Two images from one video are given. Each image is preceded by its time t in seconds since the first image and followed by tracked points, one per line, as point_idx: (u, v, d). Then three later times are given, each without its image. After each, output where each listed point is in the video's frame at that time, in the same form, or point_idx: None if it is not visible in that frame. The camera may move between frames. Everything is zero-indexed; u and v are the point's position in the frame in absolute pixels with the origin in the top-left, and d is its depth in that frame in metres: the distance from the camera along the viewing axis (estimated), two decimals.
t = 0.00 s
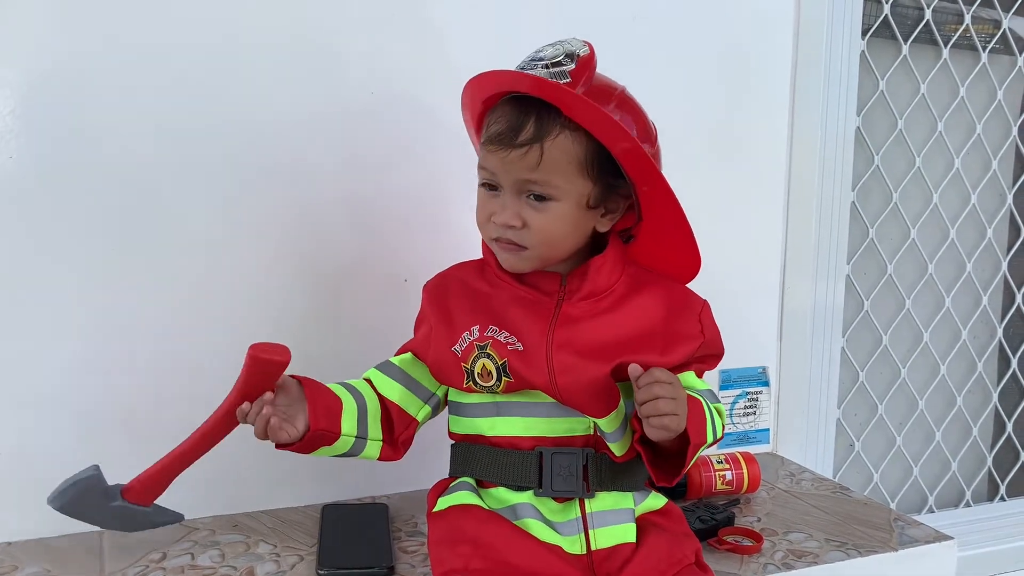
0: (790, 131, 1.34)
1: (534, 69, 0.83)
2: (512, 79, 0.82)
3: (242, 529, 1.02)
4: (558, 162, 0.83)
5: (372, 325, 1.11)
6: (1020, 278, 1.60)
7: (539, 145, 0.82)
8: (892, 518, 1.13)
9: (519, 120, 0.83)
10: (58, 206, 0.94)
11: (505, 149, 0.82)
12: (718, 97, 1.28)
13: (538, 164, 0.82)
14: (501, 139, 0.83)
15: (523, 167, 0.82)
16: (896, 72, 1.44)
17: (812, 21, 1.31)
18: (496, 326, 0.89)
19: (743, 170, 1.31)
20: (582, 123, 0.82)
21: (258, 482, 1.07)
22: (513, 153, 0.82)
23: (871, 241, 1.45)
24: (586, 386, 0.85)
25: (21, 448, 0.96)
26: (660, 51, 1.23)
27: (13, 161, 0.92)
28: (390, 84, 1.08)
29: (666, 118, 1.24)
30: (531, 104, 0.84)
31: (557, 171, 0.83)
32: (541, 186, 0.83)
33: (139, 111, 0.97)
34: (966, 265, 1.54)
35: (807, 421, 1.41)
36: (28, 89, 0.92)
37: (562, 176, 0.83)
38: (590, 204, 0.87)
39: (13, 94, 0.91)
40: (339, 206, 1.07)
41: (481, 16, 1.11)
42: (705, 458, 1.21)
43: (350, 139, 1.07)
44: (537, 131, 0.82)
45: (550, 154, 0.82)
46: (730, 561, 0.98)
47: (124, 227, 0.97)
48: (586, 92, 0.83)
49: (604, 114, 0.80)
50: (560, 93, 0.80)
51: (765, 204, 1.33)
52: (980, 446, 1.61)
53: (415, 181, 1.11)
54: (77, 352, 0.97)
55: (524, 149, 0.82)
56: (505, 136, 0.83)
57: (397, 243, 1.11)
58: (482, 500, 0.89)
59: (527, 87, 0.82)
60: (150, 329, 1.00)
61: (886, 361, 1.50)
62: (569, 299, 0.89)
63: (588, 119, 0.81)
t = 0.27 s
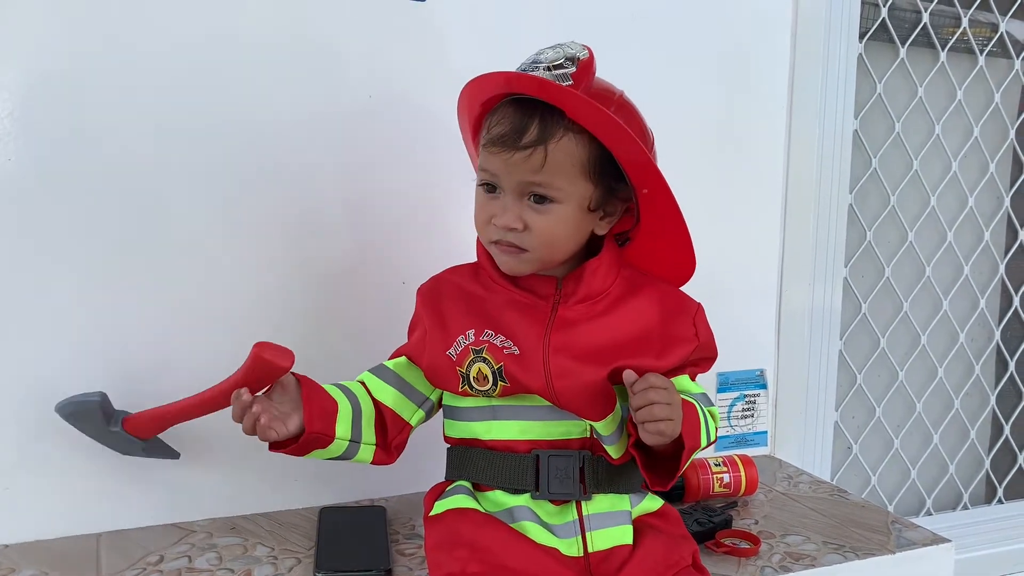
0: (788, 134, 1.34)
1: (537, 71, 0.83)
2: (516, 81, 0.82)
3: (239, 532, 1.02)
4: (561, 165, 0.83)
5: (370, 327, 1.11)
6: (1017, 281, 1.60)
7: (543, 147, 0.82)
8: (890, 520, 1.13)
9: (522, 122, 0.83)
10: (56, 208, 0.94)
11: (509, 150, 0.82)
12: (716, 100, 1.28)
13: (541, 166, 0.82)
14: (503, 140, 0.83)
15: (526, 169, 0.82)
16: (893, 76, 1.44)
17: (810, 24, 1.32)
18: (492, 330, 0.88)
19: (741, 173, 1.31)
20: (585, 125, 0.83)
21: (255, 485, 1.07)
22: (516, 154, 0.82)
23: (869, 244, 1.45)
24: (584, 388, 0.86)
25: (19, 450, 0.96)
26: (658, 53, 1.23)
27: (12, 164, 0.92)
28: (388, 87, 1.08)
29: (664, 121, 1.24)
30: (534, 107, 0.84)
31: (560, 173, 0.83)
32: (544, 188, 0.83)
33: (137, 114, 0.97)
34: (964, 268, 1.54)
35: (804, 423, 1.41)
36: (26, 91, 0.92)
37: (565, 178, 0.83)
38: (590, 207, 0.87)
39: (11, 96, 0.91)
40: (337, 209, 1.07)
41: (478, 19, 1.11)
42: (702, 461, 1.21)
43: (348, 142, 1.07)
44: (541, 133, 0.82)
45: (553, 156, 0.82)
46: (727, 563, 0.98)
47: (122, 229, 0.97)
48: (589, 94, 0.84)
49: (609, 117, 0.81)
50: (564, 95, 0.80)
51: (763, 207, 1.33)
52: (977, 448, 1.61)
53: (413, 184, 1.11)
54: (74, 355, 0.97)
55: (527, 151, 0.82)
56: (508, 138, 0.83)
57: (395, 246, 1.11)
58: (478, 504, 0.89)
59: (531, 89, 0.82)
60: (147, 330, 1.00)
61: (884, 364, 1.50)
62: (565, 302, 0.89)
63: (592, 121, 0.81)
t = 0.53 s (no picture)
0: (786, 137, 1.34)
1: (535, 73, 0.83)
2: (514, 84, 0.82)
3: (237, 534, 1.02)
4: (561, 167, 0.83)
5: (369, 330, 1.11)
6: (1016, 284, 1.60)
7: (542, 149, 0.82)
8: (888, 523, 1.14)
9: (522, 125, 0.83)
10: (55, 211, 0.95)
11: (508, 153, 0.82)
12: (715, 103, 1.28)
13: (541, 168, 0.82)
14: (503, 143, 0.83)
15: (527, 171, 0.82)
16: (892, 79, 1.44)
17: (808, 27, 1.32)
18: (490, 334, 0.88)
19: (740, 176, 1.31)
20: (585, 128, 0.83)
21: (254, 487, 1.07)
22: (516, 157, 0.82)
23: (867, 246, 1.46)
24: (583, 393, 0.86)
25: (17, 453, 0.96)
26: (657, 56, 1.23)
27: (11, 167, 0.92)
28: (387, 90, 1.08)
29: (663, 124, 1.25)
30: (533, 109, 0.84)
31: (560, 175, 0.83)
32: (545, 190, 0.83)
33: (136, 117, 0.97)
34: (962, 270, 1.54)
35: (803, 426, 1.41)
36: (25, 94, 0.92)
37: (564, 180, 0.83)
38: (589, 209, 0.87)
39: (10, 99, 0.92)
40: (335, 212, 1.07)
41: (477, 22, 1.11)
42: (701, 464, 1.21)
43: (346, 145, 1.07)
44: (540, 135, 0.82)
45: (553, 158, 0.83)
46: (726, 566, 0.98)
47: (121, 232, 0.98)
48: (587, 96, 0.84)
49: (609, 120, 0.81)
50: (564, 97, 0.80)
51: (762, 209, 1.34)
52: (976, 451, 1.61)
53: (412, 187, 1.11)
54: (73, 357, 0.97)
55: (527, 153, 0.82)
56: (508, 141, 0.83)
57: (393, 249, 1.11)
58: (477, 506, 0.89)
59: (530, 92, 0.82)
60: (146, 333, 1.00)
61: (882, 366, 1.51)
62: (564, 305, 0.89)
63: (592, 123, 0.82)
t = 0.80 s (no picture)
0: (786, 139, 1.35)
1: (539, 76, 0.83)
2: (519, 86, 0.82)
3: (238, 536, 1.02)
4: (565, 170, 0.83)
5: (370, 332, 1.11)
6: (1015, 285, 1.60)
7: (547, 152, 0.82)
8: (888, 524, 1.14)
9: (526, 127, 0.83)
10: (55, 212, 0.95)
11: (513, 156, 0.82)
12: (715, 104, 1.28)
13: (546, 171, 0.82)
14: (507, 145, 0.83)
15: (531, 174, 0.82)
16: (891, 81, 1.45)
17: (808, 29, 1.32)
18: (491, 338, 0.88)
19: (740, 177, 1.31)
20: (589, 130, 0.83)
21: (254, 489, 1.07)
22: (521, 160, 0.82)
23: (867, 248, 1.46)
24: (584, 397, 0.86)
25: (18, 454, 0.96)
26: (657, 58, 1.23)
27: (12, 168, 0.93)
28: (387, 92, 1.08)
29: (663, 125, 1.25)
30: (537, 112, 0.84)
31: (565, 178, 0.83)
32: (549, 193, 0.83)
33: (137, 118, 0.97)
34: (962, 272, 1.54)
35: (803, 428, 1.41)
36: (26, 96, 0.92)
37: (568, 183, 0.84)
38: (592, 212, 0.87)
39: (11, 100, 0.92)
40: (336, 214, 1.07)
41: (477, 24, 1.11)
42: (701, 465, 1.21)
43: (347, 146, 1.07)
44: (544, 138, 0.83)
45: (558, 161, 0.83)
46: (726, 567, 0.98)
47: (122, 233, 0.98)
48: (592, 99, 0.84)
49: (615, 123, 0.81)
50: (569, 100, 0.81)
51: (762, 211, 1.34)
52: (976, 452, 1.62)
53: (413, 189, 1.11)
54: (74, 359, 0.97)
55: (532, 156, 0.82)
56: (512, 143, 0.83)
57: (394, 251, 1.11)
58: (477, 509, 0.89)
59: (535, 94, 0.82)
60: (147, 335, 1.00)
61: (882, 368, 1.51)
62: (565, 308, 0.89)
63: (597, 126, 0.82)
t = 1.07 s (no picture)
0: (785, 141, 1.35)
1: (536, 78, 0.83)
2: (517, 87, 0.83)
3: (238, 538, 1.02)
4: (564, 171, 0.83)
5: (370, 334, 1.11)
6: (1015, 287, 1.60)
7: (545, 153, 0.82)
8: (888, 526, 1.14)
9: (524, 129, 0.83)
10: (55, 214, 0.95)
11: (511, 157, 0.83)
12: (715, 106, 1.28)
13: (544, 173, 0.82)
14: (506, 148, 0.83)
15: (530, 175, 0.82)
16: (891, 82, 1.45)
17: (807, 31, 1.32)
18: (491, 342, 0.89)
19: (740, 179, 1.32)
20: (588, 131, 0.83)
21: (255, 491, 1.07)
22: (519, 162, 0.82)
23: (867, 249, 1.46)
24: (584, 400, 0.86)
25: (18, 456, 0.96)
26: (657, 59, 1.23)
27: (14, 171, 0.93)
28: (387, 93, 1.08)
29: (663, 127, 1.25)
30: (535, 113, 0.84)
31: (563, 179, 0.83)
32: (548, 194, 0.83)
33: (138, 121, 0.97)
34: (962, 273, 1.54)
35: (804, 429, 1.41)
36: (28, 98, 0.92)
37: (567, 184, 0.83)
38: (591, 214, 0.87)
39: (13, 103, 0.92)
40: (336, 216, 1.08)
41: (477, 27, 1.12)
42: (701, 467, 1.21)
43: (346, 149, 1.07)
44: (542, 140, 0.83)
45: (556, 162, 0.83)
46: (726, 569, 0.98)
47: (123, 236, 0.98)
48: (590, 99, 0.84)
49: (613, 123, 0.81)
50: (567, 102, 0.81)
51: (762, 213, 1.34)
52: (976, 453, 1.62)
53: (412, 192, 1.11)
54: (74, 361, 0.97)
55: (530, 158, 0.82)
56: (511, 145, 0.83)
57: (394, 253, 1.11)
58: (478, 513, 0.89)
59: (533, 96, 0.82)
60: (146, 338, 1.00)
61: (882, 369, 1.51)
62: (565, 311, 0.89)
63: (595, 127, 0.82)
